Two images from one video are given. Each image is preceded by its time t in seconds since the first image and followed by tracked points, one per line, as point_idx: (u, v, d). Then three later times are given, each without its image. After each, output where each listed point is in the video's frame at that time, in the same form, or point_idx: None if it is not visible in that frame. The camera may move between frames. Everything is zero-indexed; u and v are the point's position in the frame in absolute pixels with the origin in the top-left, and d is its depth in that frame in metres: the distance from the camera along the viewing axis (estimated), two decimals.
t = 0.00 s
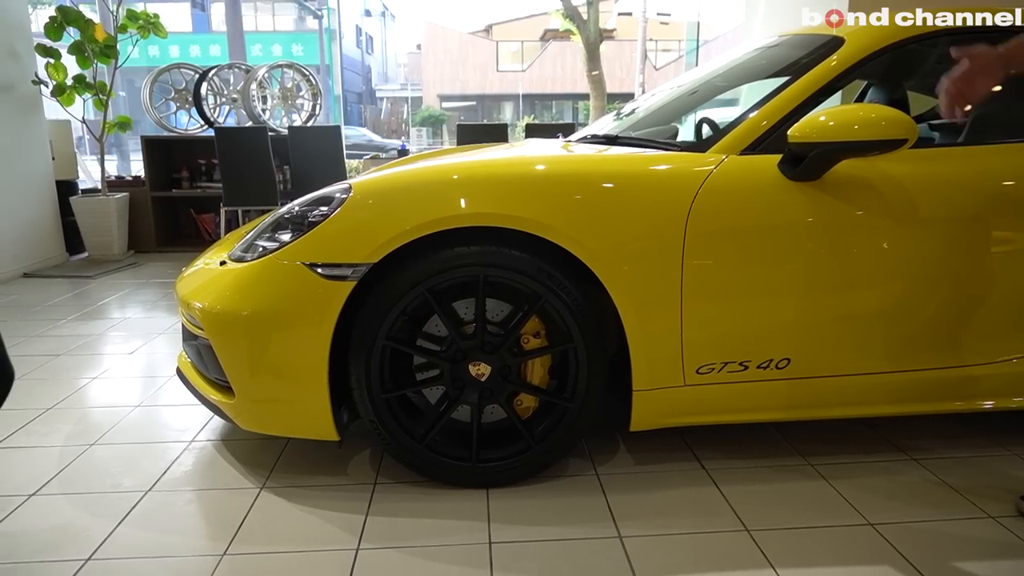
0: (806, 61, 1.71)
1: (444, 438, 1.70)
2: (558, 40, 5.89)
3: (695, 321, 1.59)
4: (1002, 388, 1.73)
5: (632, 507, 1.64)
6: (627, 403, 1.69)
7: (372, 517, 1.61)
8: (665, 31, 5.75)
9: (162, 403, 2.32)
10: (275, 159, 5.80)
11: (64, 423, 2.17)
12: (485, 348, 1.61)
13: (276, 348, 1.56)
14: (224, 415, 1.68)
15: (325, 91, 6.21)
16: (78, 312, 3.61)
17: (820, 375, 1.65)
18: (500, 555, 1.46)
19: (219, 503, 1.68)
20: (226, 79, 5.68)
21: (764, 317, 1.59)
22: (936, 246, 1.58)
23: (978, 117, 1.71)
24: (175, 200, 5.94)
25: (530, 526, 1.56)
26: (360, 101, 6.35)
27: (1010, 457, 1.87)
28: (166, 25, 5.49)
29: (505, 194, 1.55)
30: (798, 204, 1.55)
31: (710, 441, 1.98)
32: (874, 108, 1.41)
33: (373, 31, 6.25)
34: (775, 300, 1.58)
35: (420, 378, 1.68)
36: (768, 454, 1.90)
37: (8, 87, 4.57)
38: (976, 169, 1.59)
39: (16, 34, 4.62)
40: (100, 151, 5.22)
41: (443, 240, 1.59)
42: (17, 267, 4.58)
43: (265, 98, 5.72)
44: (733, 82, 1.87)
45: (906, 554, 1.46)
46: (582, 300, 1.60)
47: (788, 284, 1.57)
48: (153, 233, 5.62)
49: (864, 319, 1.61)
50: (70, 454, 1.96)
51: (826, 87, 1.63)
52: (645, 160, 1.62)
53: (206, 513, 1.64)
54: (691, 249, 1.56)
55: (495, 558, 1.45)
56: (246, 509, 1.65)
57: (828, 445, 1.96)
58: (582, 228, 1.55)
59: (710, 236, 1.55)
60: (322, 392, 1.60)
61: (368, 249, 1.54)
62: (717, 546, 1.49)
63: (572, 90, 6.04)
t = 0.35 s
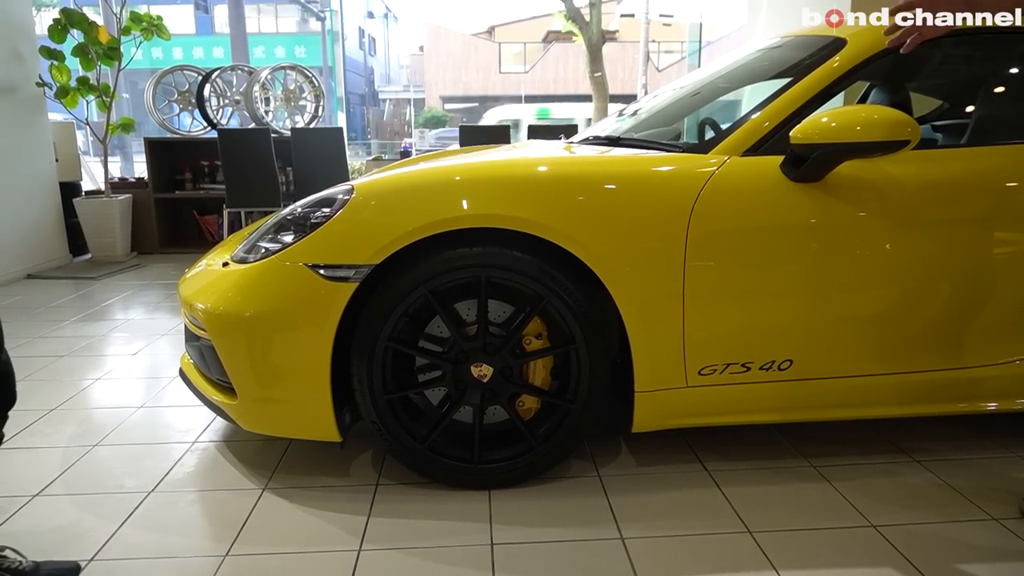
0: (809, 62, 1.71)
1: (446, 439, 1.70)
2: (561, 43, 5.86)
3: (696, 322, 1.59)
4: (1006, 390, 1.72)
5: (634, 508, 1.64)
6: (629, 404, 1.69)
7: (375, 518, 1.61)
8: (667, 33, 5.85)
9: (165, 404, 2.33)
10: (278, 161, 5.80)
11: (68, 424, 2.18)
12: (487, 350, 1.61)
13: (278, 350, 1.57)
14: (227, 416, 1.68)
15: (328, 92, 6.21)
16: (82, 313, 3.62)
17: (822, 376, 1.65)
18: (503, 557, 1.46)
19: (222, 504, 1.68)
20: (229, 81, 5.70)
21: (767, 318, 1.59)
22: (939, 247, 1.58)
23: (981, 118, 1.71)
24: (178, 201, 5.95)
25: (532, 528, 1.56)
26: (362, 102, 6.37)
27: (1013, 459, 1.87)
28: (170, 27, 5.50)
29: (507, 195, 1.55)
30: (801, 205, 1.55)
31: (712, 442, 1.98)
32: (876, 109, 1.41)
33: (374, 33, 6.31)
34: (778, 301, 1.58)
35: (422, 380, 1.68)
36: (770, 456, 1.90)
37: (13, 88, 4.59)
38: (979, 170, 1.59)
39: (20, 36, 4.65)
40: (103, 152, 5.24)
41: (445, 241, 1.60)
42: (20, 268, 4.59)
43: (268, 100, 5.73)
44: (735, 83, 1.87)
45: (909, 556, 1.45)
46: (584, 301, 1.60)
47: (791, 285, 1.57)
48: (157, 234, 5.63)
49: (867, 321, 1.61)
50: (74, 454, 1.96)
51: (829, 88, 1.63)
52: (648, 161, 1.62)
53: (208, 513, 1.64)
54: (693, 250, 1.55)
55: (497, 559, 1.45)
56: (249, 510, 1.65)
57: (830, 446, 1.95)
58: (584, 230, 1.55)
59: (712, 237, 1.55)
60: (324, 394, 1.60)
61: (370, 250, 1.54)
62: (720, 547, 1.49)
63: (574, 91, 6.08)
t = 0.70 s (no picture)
0: (812, 62, 1.70)
1: (448, 440, 1.70)
2: (563, 43, 5.93)
3: (699, 323, 1.59)
4: (1010, 391, 1.71)
5: (636, 510, 1.64)
6: (632, 405, 1.68)
7: (377, 519, 1.61)
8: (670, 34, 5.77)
9: (167, 404, 2.33)
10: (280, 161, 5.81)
11: (70, 424, 2.18)
12: (489, 350, 1.61)
13: (280, 350, 1.57)
14: (229, 416, 1.68)
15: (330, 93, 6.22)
16: (85, 313, 3.62)
17: (825, 377, 1.65)
18: (505, 558, 1.46)
19: (224, 504, 1.68)
20: (232, 82, 5.70)
21: (770, 319, 1.59)
22: (943, 247, 1.57)
23: (985, 119, 1.71)
24: (180, 202, 5.96)
25: (534, 529, 1.56)
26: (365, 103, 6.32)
27: (1016, 461, 1.86)
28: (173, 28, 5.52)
29: (510, 196, 1.55)
30: (804, 206, 1.55)
31: (714, 444, 1.97)
32: (879, 109, 1.41)
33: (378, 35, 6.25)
34: (781, 301, 1.58)
35: (424, 380, 1.67)
36: (773, 457, 1.89)
37: (17, 89, 4.60)
38: (982, 171, 1.59)
39: (25, 37, 4.66)
40: (107, 153, 5.25)
41: (448, 242, 1.59)
42: (24, 269, 4.60)
43: (270, 101, 5.70)
44: (738, 84, 1.86)
45: (913, 558, 1.45)
46: (587, 301, 1.60)
47: (794, 285, 1.57)
48: (159, 235, 5.64)
49: (870, 321, 1.60)
50: (76, 455, 1.97)
51: (832, 88, 1.63)
52: (651, 162, 1.62)
53: (211, 514, 1.64)
54: (696, 251, 1.55)
55: (500, 560, 1.45)
56: (251, 510, 1.65)
57: (833, 448, 1.95)
58: (587, 230, 1.55)
59: (715, 238, 1.55)
60: (326, 394, 1.60)
61: (372, 250, 1.54)
62: (722, 549, 1.49)
63: (576, 92, 6.07)
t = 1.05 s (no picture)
0: (814, 62, 1.70)
1: (449, 441, 1.70)
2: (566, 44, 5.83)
3: (700, 324, 1.58)
4: (1013, 393, 1.70)
5: (638, 511, 1.63)
6: (633, 406, 1.68)
7: (378, 519, 1.61)
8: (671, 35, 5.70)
9: (169, 404, 2.33)
10: (283, 162, 5.83)
11: (73, 424, 2.18)
12: (490, 351, 1.61)
13: (280, 351, 1.57)
14: (231, 417, 1.68)
15: (332, 94, 6.22)
16: (88, 313, 3.63)
17: (828, 378, 1.64)
18: (506, 559, 1.46)
19: (226, 504, 1.68)
20: (234, 83, 5.70)
21: (772, 319, 1.58)
22: (945, 248, 1.57)
23: (988, 119, 1.70)
24: (183, 203, 5.97)
25: (536, 530, 1.55)
26: (368, 104, 6.40)
27: (1020, 463, 1.85)
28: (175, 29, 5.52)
29: (511, 196, 1.55)
30: (806, 206, 1.54)
31: (716, 444, 1.97)
32: (881, 110, 1.40)
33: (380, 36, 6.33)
34: (783, 302, 1.57)
35: (425, 381, 1.67)
36: (775, 458, 1.89)
37: (19, 90, 4.61)
38: (985, 171, 1.58)
39: (28, 39, 4.68)
40: (109, 154, 5.26)
41: (449, 242, 1.59)
42: (27, 269, 4.61)
43: (273, 101, 5.74)
44: (740, 84, 1.86)
45: (914, 560, 1.44)
46: (588, 302, 1.59)
47: (796, 286, 1.56)
48: (162, 235, 5.65)
49: (872, 322, 1.60)
50: (78, 455, 1.97)
51: (834, 89, 1.62)
52: (653, 162, 1.62)
53: (213, 514, 1.64)
54: (697, 252, 1.55)
55: (500, 561, 1.45)
56: (253, 510, 1.65)
57: (836, 449, 1.94)
58: (588, 230, 1.54)
59: (716, 239, 1.55)
60: (327, 395, 1.60)
61: (373, 251, 1.54)
62: (724, 550, 1.48)
63: (578, 92, 6.06)
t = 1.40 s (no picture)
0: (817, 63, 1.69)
1: (451, 441, 1.70)
2: (568, 44, 5.84)
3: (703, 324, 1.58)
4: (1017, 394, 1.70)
5: (639, 511, 1.63)
6: (635, 406, 1.68)
7: (379, 519, 1.61)
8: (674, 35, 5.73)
9: (172, 404, 2.34)
10: (285, 162, 5.84)
11: (76, 424, 2.19)
12: (492, 351, 1.61)
13: (282, 351, 1.57)
14: (233, 417, 1.68)
15: (335, 95, 6.23)
16: (91, 314, 3.64)
17: (830, 379, 1.64)
18: (507, 559, 1.45)
19: (228, 504, 1.69)
20: (237, 83, 5.71)
21: (773, 320, 1.58)
22: (947, 249, 1.57)
23: (992, 120, 1.70)
24: (187, 203, 5.98)
25: (537, 530, 1.55)
26: (370, 104, 6.42)
27: None
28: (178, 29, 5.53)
29: (513, 196, 1.55)
30: (809, 207, 1.54)
31: (718, 445, 1.97)
32: (884, 110, 1.40)
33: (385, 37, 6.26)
34: (785, 302, 1.57)
35: (427, 381, 1.67)
36: (778, 458, 1.89)
37: (24, 91, 4.63)
38: (987, 172, 1.58)
39: (31, 40, 4.69)
40: (113, 154, 5.28)
41: (451, 242, 1.59)
42: (30, 269, 4.63)
43: (275, 102, 5.73)
44: (743, 84, 1.86)
45: (917, 561, 1.44)
46: (590, 303, 1.59)
47: (799, 286, 1.56)
48: (165, 235, 5.66)
49: (873, 322, 1.60)
50: (81, 455, 1.97)
51: (836, 90, 1.62)
52: (655, 163, 1.62)
53: (215, 514, 1.64)
54: (699, 252, 1.55)
55: (501, 561, 1.45)
56: (255, 510, 1.66)
57: (838, 449, 1.94)
58: (590, 231, 1.54)
59: (718, 238, 1.54)
60: (329, 395, 1.60)
61: (375, 251, 1.54)
62: (725, 551, 1.48)
63: (581, 93, 6.04)
